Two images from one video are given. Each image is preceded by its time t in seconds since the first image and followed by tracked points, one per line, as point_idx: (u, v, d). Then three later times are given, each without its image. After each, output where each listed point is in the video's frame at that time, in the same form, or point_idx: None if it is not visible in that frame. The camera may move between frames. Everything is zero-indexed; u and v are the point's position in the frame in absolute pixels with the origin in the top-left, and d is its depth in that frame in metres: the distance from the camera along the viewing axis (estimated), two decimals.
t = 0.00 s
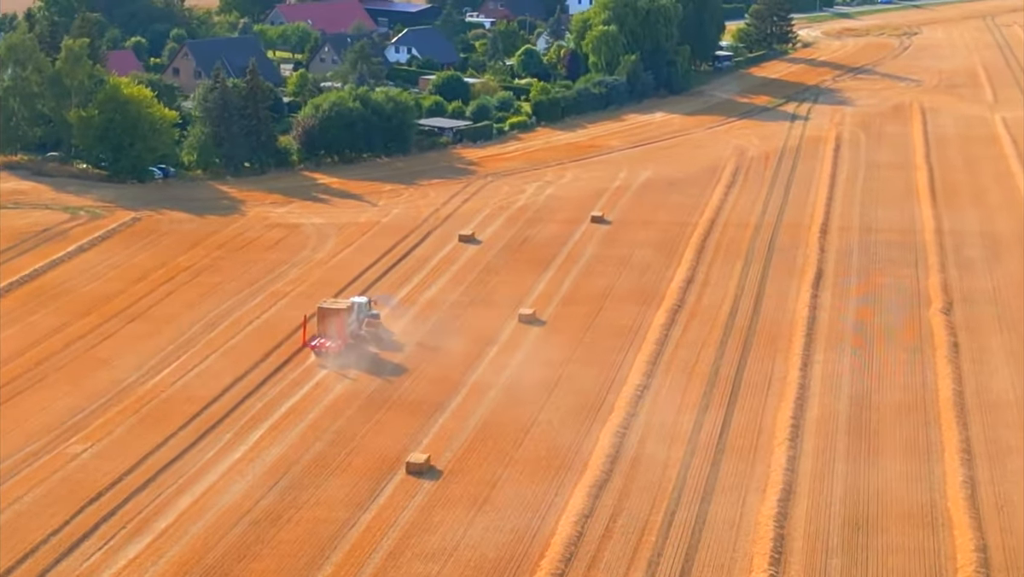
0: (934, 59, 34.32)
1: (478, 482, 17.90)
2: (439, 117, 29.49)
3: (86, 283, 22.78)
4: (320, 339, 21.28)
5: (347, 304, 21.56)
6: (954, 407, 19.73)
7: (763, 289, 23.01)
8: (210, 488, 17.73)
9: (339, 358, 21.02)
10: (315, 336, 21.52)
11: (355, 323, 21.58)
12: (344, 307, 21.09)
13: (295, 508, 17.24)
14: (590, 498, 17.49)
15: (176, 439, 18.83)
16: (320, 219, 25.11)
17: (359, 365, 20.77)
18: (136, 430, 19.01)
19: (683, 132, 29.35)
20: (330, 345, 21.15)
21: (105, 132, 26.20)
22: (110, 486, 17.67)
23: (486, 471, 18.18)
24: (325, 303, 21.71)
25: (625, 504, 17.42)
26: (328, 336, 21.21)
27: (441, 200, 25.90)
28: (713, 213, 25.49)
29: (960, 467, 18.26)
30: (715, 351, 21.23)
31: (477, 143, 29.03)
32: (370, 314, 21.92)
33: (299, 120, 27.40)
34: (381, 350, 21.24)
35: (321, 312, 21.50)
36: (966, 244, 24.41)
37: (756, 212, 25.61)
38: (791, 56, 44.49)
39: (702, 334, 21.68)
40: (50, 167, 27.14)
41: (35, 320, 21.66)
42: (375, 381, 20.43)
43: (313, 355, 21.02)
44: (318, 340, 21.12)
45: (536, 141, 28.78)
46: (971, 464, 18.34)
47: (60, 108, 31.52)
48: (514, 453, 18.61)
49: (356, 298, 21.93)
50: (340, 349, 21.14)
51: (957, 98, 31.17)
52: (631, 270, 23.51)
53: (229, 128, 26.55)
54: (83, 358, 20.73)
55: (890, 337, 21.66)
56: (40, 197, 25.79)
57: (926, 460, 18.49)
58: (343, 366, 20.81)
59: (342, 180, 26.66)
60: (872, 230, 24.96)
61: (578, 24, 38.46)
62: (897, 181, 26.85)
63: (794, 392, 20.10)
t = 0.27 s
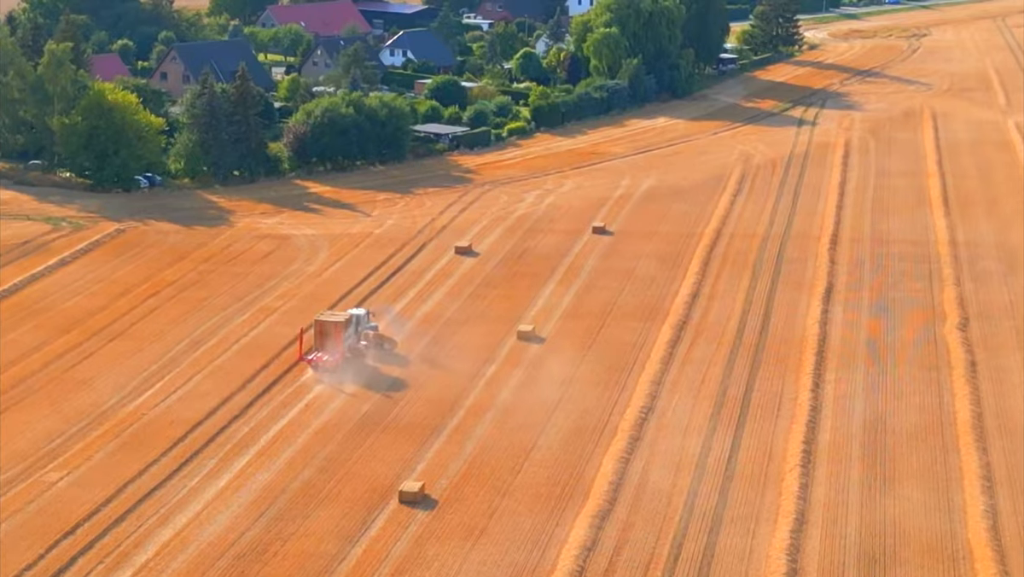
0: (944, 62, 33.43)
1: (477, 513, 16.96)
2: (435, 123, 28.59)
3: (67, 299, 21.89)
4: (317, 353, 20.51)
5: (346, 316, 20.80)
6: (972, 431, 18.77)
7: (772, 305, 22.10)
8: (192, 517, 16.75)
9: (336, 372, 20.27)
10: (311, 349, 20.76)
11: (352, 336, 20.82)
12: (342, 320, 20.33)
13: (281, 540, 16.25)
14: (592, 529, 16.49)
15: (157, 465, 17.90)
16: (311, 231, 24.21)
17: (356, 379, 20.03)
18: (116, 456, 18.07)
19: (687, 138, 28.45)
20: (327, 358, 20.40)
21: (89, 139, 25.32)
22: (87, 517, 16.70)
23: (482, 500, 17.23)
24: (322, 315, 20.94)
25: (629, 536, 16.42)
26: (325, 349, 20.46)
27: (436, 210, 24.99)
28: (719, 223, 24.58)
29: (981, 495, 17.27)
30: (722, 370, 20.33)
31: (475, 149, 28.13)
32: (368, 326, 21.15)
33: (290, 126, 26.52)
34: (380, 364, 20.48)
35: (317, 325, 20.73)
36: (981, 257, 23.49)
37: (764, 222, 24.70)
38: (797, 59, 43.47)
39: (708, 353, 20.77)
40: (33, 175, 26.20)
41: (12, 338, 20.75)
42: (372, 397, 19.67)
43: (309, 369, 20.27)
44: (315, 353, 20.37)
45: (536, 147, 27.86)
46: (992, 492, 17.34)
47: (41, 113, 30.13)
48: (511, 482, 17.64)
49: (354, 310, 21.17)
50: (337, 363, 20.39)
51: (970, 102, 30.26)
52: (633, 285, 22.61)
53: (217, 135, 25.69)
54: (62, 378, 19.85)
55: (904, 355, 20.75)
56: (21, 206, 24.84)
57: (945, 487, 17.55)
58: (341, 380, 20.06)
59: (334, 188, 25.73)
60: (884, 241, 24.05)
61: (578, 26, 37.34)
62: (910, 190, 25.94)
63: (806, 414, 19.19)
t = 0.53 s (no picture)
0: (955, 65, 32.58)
1: (470, 548, 15.81)
2: (431, 129, 27.67)
3: (47, 315, 21.00)
4: (315, 368, 19.78)
5: (344, 329, 20.09)
6: (992, 458, 17.83)
7: (781, 321, 21.23)
8: (173, 550, 15.73)
9: (334, 388, 19.54)
10: (309, 364, 20.04)
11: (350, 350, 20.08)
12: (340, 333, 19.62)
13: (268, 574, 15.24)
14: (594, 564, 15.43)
15: (138, 494, 16.93)
16: (302, 242, 23.32)
17: (356, 396, 19.29)
18: (95, 485, 17.13)
19: (691, 144, 27.57)
20: (325, 373, 19.67)
21: (72, 148, 24.42)
22: (62, 551, 15.71)
23: (477, 532, 16.15)
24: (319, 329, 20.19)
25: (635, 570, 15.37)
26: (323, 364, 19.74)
27: (432, 221, 24.10)
28: (725, 234, 23.70)
29: (1004, 527, 16.26)
30: (729, 390, 19.45)
31: (472, 156, 27.23)
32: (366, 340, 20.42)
33: (281, 132, 25.61)
34: (379, 378, 19.75)
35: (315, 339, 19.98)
36: (998, 269, 22.61)
37: (772, 233, 23.83)
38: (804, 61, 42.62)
39: (715, 373, 19.88)
40: (15, 184, 25.28)
41: None
42: (371, 413, 18.93)
43: (307, 384, 19.55)
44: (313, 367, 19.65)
45: (535, 154, 26.99)
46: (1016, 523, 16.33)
47: (22, 120, 28.69)
48: (509, 513, 16.59)
49: (352, 323, 20.45)
50: (335, 377, 19.67)
51: (982, 106, 29.39)
52: (637, 300, 21.73)
53: (205, 143, 24.78)
54: (40, 400, 18.96)
55: (919, 376, 19.86)
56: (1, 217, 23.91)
57: (964, 516, 16.62)
58: (339, 396, 19.33)
59: (327, 198, 24.84)
60: (896, 253, 23.18)
61: (579, 29, 36.46)
62: (923, 199, 25.07)
63: (818, 439, 18.30)
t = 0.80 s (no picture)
0: (964, 68, 31.76)
1: None
2: (425, 135, 26.77)
3: (25, 332, 20.13)
4: (312, 383, 19.01)
5: (341, 342, 19.34)
6: (1014, 486, 16.87)
7: (789, 339, 20.38)
8: None
9: (331, 403, 18.77)
10: (305, 379, 19.27)
11: (347, 364, 19.33)
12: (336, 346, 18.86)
13: None
14: None
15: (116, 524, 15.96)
16: (292, 254, 22.44)
17: (348, 416, 18.40)
18: (70, 514, 16.17)
19: (694, 151, 26.71)
20: (322, 389, 18.91)
21: (53, 156, 23.52)
22: None
23: (472, 567, 15.05)
24: (314, 342, 19.43)
25: None
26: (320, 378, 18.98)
27: (426, 232, 23.21)
28: (730, 247, 22.84)
29: None
30: (737, 413, 18.58)
31: (468, 164, 26.34)
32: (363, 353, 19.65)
33: (269, 139, 24.69)
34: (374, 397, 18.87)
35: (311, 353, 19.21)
36: (1014, 283, 21.75)
37: (779, 245, 22.97)
38: (810, 64, 41.75)
39: (721, 394, 19.01)
40: None
41: None
42: (369, 429, 18.15)
43: (303, 400, 18.78)
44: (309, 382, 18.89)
45: (534, 161, 26.10)
46: None
47: (0, 127, 27.48)
48: (506, 549, 15.46)
49: (348, 336, 19.68)
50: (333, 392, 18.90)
51: (994, 110, 28.55)
52: (639, 317, 20.87)
53: (192, 151, 23.85)
54: (15, 425, 18.06)
55: (934, 398, 18.98)
56: None
57: (987, 546, 15.70)
58: (336, 411, 18.56)
59: (317, 207, 23.95)
60: (908, 266, 22.33)
61: (580, 30, 35.30)
62: (935, 208, 24.21)
63: (830, 465, 17.41)
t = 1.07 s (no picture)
0: (974, 71, 30.94)
1: None
2: (420, 142, 25.91)
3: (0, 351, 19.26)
4: (309, 398, 18.15)
5: (338, 354, 18.57)
6: None
7: (798, 357, 19.54)
8: None
9: (328, 419, 18.04)
10: (300, 393, 18.50)
11: (344, 378, 18.54)
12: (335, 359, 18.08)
13: None
14: None
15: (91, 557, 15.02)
16: (280, 267, 21.59)
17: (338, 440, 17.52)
18: (42, 546, 15.25)
19: (697, 157, 25.87)
20: (320, 404, 18.12)
21: (32, 165, 22.66)
22: None
23: None
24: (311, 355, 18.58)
25: None
26: (318, 393, 18.22)
27: (420, 244, 22.35)
28: (736, 259, 21.99)
29: None
30: (744, 437, 17.72)
31: (464, 171, 25.46)
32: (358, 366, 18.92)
33: (258, 147, 23.81)
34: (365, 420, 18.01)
35: (308, 366, 18.35)
36: None
37: (786, 257, 22.13)
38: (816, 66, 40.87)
39: (728, 417, 18.15)
40: None
41: None
42: (367, 445, 17.47)
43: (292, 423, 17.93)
44: (307, 398, 18.11)
45: (532, 168, 25.24)
46: None
47: None
48: None
49: (343, 348, 18.91)
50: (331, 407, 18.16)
51: (1006, 115, 27.73)
52: (641, 334, 20.02)
53: (177, 159, 22.96)
54: None
55: (951, 419, 18.11)
56: None
57: (1011, 576, 14.68)
58: (334, 427, 17.84)
59: (307, 218, 23.07)
60: (921, 278, 21.49)
61: (580, 31, 34.22)
62: (948, 217, 23.38)
63: (844, 493, 16.47)
